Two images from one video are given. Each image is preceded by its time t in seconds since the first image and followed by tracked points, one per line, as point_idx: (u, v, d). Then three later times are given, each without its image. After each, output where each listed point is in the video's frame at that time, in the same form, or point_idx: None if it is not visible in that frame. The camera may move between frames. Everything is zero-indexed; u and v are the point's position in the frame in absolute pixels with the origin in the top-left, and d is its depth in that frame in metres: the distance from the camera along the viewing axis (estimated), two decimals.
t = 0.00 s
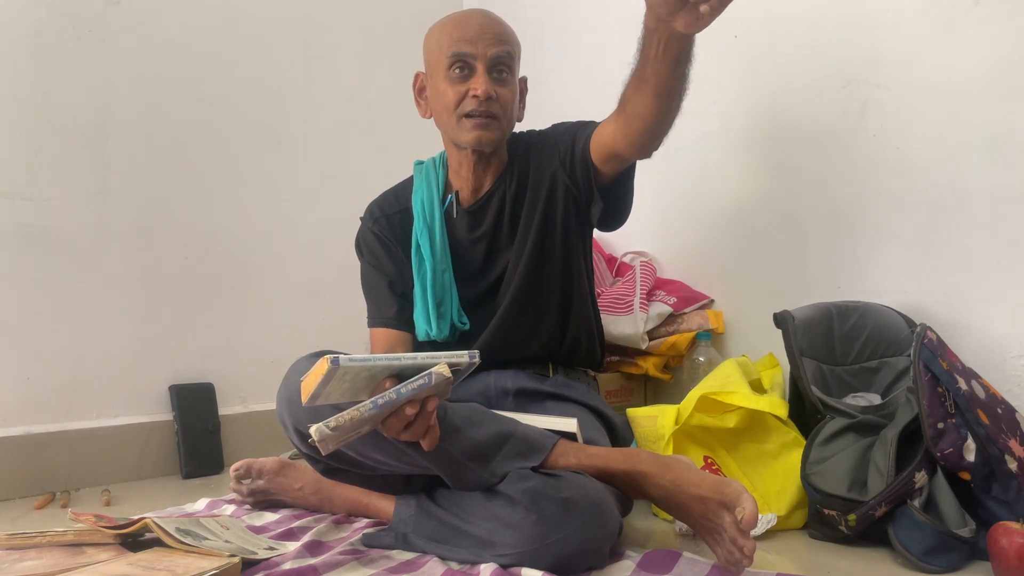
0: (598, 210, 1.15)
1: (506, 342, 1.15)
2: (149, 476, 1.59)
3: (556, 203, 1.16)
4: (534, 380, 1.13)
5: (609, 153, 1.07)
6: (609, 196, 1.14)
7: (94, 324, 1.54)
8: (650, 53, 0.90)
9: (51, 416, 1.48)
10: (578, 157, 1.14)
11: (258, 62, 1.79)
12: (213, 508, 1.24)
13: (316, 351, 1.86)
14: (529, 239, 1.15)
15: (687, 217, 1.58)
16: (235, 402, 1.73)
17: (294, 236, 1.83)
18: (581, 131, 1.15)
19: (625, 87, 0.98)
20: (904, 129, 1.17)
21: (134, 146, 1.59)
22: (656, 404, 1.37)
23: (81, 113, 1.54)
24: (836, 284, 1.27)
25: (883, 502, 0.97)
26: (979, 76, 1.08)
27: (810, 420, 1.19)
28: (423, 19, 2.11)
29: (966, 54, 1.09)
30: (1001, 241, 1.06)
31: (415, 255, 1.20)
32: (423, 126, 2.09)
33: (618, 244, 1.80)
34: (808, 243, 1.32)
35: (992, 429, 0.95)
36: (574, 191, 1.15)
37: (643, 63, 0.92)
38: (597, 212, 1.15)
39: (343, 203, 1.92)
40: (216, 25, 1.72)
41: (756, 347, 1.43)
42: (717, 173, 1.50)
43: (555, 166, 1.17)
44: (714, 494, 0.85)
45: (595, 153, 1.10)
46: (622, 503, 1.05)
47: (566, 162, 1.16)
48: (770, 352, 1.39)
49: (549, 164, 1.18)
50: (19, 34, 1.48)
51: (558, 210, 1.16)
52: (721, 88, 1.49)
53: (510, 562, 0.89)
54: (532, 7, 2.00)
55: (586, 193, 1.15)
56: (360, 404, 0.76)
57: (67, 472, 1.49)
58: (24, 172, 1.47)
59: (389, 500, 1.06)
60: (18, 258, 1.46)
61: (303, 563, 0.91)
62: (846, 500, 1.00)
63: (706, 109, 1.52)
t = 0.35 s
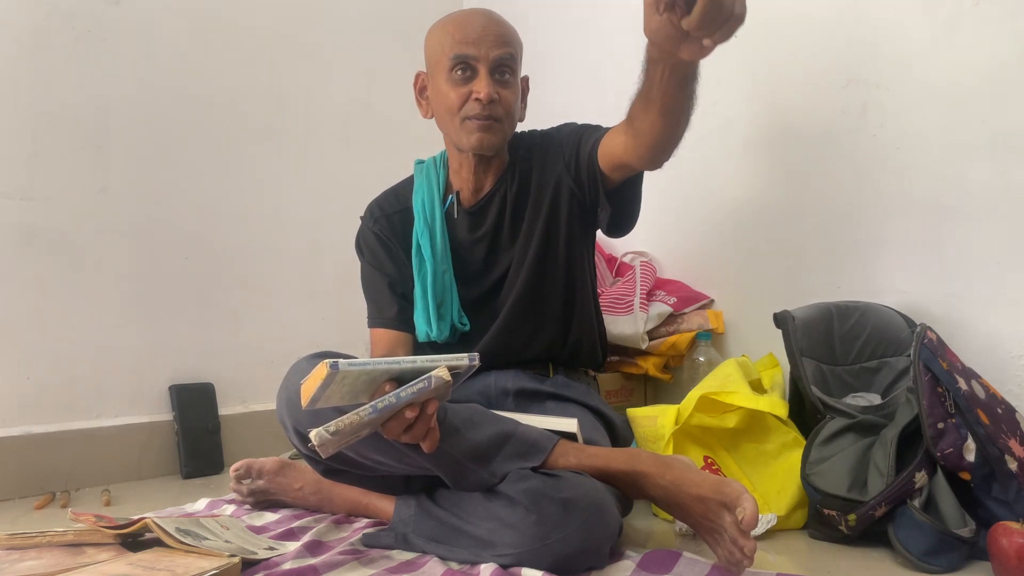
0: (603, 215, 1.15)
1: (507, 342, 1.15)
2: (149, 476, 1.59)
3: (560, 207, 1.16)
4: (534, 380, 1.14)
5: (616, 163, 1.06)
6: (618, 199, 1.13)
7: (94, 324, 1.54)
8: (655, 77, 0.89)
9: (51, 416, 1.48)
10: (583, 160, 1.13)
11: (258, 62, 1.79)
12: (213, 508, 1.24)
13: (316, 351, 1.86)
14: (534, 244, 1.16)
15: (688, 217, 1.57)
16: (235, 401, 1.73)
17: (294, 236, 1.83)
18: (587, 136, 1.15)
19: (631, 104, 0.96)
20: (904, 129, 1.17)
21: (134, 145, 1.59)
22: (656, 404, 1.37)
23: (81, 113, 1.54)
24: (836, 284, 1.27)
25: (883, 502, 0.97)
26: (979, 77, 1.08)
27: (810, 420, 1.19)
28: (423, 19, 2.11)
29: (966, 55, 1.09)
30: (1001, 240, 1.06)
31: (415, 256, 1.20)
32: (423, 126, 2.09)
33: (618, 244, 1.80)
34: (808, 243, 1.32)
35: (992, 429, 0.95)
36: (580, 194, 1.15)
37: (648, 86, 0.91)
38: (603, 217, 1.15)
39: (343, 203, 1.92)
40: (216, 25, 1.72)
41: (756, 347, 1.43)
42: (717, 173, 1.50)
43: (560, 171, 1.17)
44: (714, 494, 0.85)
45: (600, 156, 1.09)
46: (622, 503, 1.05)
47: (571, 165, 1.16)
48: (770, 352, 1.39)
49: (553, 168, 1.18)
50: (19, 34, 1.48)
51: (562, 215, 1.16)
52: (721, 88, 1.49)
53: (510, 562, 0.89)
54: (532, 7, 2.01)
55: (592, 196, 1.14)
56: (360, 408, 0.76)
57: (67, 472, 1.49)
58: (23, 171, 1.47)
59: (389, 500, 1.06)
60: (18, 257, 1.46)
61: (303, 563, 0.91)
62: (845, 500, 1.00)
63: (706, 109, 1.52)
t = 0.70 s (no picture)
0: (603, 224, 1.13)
1: (507, 343, 1.15)
2: (149, 476, 1.59)
3: (562, 210, 1.16)
4: (534, 380, 1.14)
5: (623, 175, 1.04)
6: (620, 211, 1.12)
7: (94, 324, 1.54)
8: (670, 97, 0.88)
9: (51, 416, 1.48)
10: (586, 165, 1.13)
11: (258, 62, 1.79)
12: (213, 508, 1.24)
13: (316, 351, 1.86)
14: (537, 247, 1.15)
15: (689, 217, 1.57)
16: (235, 402, 1.73)
17: (294, 236, 1.83)
18: (590, 145, 1.13)
19: (645, 119, 0.94)
20: (904, 129, 1.17)
21: (134, 145, 1.59)
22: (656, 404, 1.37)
23: (81, 113, 1.54)
24: (836, 284, 1.27)
25: (883, 502, 0.97)
26: (979, 76, 1.08)
27: (810, 420, 1.19)
28: (423, 19, 2.11)
29: (966, 55, 1.09)
30: (1001, 240, 1.06)
31: (415, 255, 1.20)
32: (424, 126, 2.09)
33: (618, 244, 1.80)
34: (808, 243, 1.32)
35: (992, 429, 0.95)
36: (584, 201, 1.14)
37: (663, 105, 0.90)
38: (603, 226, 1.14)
39: (343, 203, 1.92)
40: (216, 25, 1.72)
41: (756, 347, 1.43)
42: (716, 172, 1.50)
43: (563, 175, 1.16)
44: (714, 494, 0.85)
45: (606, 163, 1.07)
46: (622, 503, 1.05)
47: (574, 171, 1.15)
48: (771, 352, 1.39)
49: (556, 172, 1.18)
50: (19, 34, 1.48)
51: (564, 219, 1.16)
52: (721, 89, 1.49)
53: (510, 562, 0.89)
54: (532, 7, 2.01)
55: (594, 202, 1.13)
56: (360, 408, 0.76)
57: (67, 472, 1.49)
58: (23, 171, 1.47)
59: (389, 500, 1.06)
60: (18, 257, 1.46)
61: (303, 563, 0.91)
62: (845, 500, 1.00)
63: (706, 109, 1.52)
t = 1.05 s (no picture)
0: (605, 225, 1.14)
1: (507, 342, 1.15)
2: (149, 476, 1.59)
3: (563, 211, 1.16)
4: (534, 380, 1.14)
5: (627, 174, 1.04)
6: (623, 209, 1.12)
7: (94, 324, 1.54)
8: (672, 102, 0.88)
9: (51, 416, 1.48)
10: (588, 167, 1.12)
11: (258, 62, 1.79)
12: (213, 508, 1.24)
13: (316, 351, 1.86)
14: (538, 248, 1.16)
15: (689, 217, 1.57)
16: (235, 402, 1.73)
17: (294, 236, 1.83)
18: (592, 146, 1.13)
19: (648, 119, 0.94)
20: (903, 130, 1.17)
21: (133, 146, 1.59)
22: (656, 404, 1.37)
23: (81, 113, 1.54)
24: (837, 284, 1.27)
25: (883, 502, 0.97)
26: (979, 77, 1.08)
27: (810, 420, 1.19)
28: (423, 19, 2.11)
29: (966, 56, 1.09)
30: (1000, 240, 1.06)
31: (415, 254, 1.20)
32: (424, 126, 2.09)
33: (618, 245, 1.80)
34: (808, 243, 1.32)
35: (992, 429, 0.95)
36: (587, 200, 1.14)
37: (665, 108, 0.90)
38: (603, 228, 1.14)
39: (343, 203, 1.92)
40: (216, 25, 1.72)
41: (756, 347, 1.43)
42: (717, 173, 1.50)
43: (565, 176, 1.16)
44: (714, 494, 0.85)
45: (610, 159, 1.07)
46: (622, 503, 1.05)
47: (576, 174, 1.14)
48: (770, 352, 1.39)
49: (557, 173, 1.18)
50: (19, 34, 1.48)
51: (565, 220, 1.16)
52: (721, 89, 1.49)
53: (510, 562, 0.89)
54: (532, 8, 2.01)
55: (596, 204, 1.14)
56: (360, 406, 0.76)
57: (67, 472, 1.49)
58: (23, 172, 1.47)
59: (389, 500, 1.06)
60: (18, 257, 1.46)
61: (303, 563, 0.91)
62: (845, 500, 1.00)
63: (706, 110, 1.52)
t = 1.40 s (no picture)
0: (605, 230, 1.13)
1: (507, 343, 1.15)
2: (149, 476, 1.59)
3: (564, 212, 1.16)
4: (534, 380, 1.14)
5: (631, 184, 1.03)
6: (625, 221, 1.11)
7: (94, 324, 1.54)
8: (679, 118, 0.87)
9: (51, 416, 1.48)
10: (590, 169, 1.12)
11: (259, 62, 1.79)
12: (213, 508, 1.24)
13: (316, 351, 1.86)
14: (538, 249, 1.16)
15: (689, 217, 1.58)
16: (235, 401, 1.73)
17: (294, 236, 1.83)
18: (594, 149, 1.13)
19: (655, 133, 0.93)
20: (903, 130, 1.17)
21: (134, 145, 1.59)
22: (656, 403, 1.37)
23: (81, 113, 1.54)
24: (837, 284, 1.27)
25: (883, 502, 0.97)
26: (979, 77, 1.08)
27: (810, 420, 1.19)
28: (423, 18, 2.11)
29: (966, 56, 1.09)
30: (1001, 241, 1.06)
31: (415, 255, 1.20)
32: (424, 126, 2.09)
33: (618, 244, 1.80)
34: (808, 243, 1.32)
35: (992, 429, 0.95)
36: (587, 201, 1.14)
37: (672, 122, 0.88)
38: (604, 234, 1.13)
39: (343, 203, 1.92)
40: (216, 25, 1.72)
41: (755, 347, 1.43)
42: (717, 173, 1.50)
43: (566, 178, 1.16)
44: (714, 494, 0.85)
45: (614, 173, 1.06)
46: (622, 503, 1.05)
47: (577, 176, 1.14)
48: (771, 352, 1.39)
49: (558, 175, 1.18)
50: (19, 34, 1.48)
51: (567, 222, 1.16)
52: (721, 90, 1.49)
53: (510, 562, 0.89)
54: (532, 8, 2.01)
55: (596, 208, 1.13)
56: (361, 404, 0.76)
57: (67, 472, 1.49)
58: (23, 172, 1.47)
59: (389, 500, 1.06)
60: (18, 257, 1.46)
61: (303, 563, 0.91)
62: (845, 500, 1.00)
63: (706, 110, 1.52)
